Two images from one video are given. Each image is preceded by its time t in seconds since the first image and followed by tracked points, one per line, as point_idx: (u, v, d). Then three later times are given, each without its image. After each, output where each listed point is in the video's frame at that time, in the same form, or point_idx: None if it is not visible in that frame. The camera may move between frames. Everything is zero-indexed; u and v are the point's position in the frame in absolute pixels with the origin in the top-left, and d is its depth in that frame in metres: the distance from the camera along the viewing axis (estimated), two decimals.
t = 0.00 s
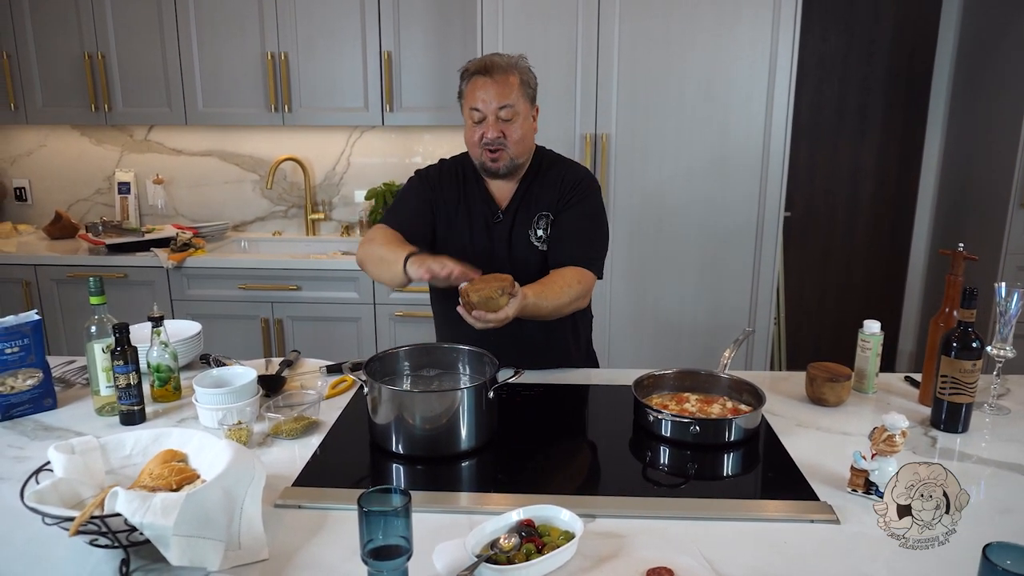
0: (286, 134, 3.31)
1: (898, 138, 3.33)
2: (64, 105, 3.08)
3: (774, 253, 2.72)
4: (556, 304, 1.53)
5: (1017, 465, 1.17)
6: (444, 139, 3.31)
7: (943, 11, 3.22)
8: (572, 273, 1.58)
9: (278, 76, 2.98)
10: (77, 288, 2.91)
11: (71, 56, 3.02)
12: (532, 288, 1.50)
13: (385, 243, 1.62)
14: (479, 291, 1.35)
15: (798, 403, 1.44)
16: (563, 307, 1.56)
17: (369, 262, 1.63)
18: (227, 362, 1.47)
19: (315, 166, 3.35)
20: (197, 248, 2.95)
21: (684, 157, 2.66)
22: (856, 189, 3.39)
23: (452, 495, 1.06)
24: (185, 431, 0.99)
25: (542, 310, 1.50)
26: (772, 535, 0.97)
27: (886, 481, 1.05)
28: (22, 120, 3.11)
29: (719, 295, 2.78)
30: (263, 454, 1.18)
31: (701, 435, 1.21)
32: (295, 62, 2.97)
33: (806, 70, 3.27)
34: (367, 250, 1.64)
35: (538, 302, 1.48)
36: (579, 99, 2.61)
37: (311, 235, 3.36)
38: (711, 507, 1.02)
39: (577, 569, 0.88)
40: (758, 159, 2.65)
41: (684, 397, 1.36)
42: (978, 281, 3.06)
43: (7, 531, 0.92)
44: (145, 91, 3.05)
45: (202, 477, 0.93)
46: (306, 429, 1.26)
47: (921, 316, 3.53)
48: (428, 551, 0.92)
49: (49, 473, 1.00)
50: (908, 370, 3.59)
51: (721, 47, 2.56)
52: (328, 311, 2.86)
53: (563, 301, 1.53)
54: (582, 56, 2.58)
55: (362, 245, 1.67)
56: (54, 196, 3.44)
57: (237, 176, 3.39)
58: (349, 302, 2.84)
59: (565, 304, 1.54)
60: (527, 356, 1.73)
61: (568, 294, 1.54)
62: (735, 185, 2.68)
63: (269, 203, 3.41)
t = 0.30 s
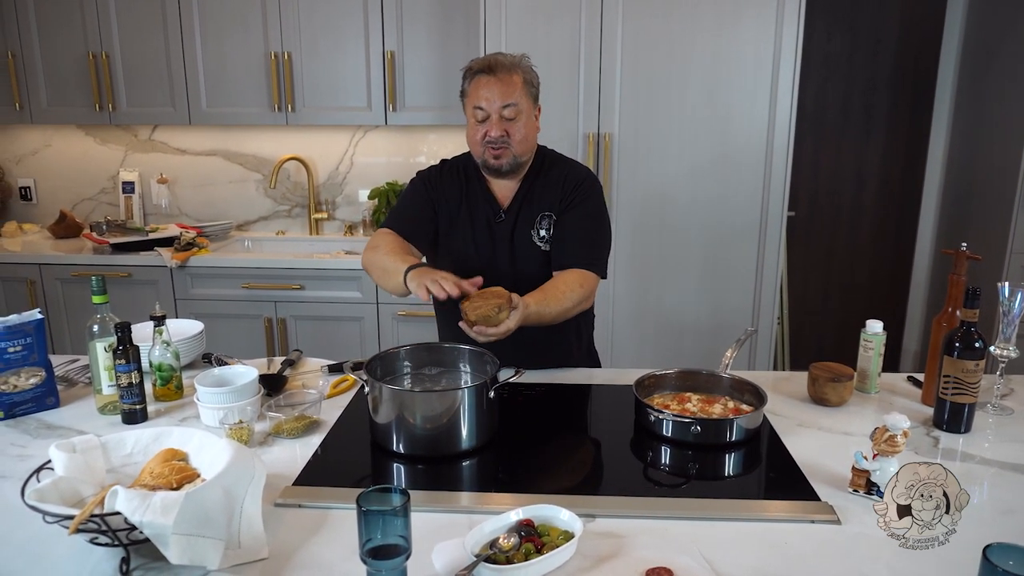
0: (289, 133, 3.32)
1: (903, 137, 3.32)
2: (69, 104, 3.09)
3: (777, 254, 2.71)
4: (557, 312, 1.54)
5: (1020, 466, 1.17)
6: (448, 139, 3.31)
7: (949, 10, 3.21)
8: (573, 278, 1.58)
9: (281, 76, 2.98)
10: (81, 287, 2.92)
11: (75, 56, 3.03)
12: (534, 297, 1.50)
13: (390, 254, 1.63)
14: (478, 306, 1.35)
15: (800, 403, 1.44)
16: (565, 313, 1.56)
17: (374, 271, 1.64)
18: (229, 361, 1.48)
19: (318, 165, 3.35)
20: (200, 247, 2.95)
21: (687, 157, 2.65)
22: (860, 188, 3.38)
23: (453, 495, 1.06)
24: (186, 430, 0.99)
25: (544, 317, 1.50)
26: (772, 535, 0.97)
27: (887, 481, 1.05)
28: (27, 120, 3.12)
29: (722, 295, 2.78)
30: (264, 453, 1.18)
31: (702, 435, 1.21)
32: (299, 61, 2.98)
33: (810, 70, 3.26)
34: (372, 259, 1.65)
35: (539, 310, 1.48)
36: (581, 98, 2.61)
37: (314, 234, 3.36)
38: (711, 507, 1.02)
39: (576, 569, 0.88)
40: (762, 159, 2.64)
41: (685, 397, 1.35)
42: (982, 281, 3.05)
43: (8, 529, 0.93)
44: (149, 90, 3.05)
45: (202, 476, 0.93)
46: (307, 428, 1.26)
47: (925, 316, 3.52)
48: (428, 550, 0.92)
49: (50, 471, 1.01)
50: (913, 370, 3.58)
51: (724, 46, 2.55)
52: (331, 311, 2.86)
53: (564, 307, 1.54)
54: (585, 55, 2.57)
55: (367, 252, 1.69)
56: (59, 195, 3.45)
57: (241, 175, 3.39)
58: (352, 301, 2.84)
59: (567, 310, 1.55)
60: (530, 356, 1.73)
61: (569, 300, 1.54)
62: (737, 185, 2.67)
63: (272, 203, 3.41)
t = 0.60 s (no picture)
0: (292, 133, 3.32)
1: (906, 136, 3.31)
2: (72, 104, 3.10)
3: (779, 253, 2.70)
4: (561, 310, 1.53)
5: (1021, 466, 1.16)
6: (452, 139, 3.30)
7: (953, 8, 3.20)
8: (577, 278, 1.58)
9: (284, 76, 2.99)
10: (84, 287, 2.93)
11: (79, 56, 3.04)
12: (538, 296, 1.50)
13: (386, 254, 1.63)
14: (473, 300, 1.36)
15: (801, 403, 1.43)
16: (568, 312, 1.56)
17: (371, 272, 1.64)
18: (229, 360, 1.48)
19: (321, 165, 3.36)
20: (203, 247, 2.95)
21: (689, 156, 2.65)
22: (863, 188, 3.37)
23: (452, 494, 1.06)
24: (186, 430, 0.99)
25: (548, 316, 1.50)
26: (772, 535, 0.97)
27: (887, 481, 1.05)
28: (31, 121, 3.14)
29: (724, 294, 2.77)
30: (264, 452, 1.18)
31: (703, 434, 1.21)
32: (301, 62, 2.98)
33: (814, 69, 3.26)
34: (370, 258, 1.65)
35: (545, 308, 1.48)
36: (583, 98, 2.61)
37: (316, 234, 3.37)
38: (710, 508, 1.02)
39: (574, 569, 0.87)
40: (764, 158, 2.64)
41: (686, 396, 1.35)
42: (986, 281, 3.04)
43: (7, 528, 0.93)
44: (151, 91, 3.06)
45: (202, 475, 0.93)
46: (307, 428, 1.26)
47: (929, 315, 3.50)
48: (425, 550, 0.92)
49: (50, 470, 1.01)
50: (916, 370, 3.56)
51: (726, 45, 2.55)
52: (332, 310, 2.86)
53: (568, 306, 1.54)
54: (587, 54, 2.57)
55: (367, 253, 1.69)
56: (62, 195, 3.46)
57: (243, 175, 3.40)
58: (354, 301, 2.84)
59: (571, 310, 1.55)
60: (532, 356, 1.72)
61: (574, 299, 1.54)
62: (739, 184, 2.67)
63: (275, 202, 3.42)
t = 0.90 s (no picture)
0: (294, 133, 3.33)
1: (909, 136, 3.30)
2: (75, 103, 3.11)
3: (781, 252, 2.70)
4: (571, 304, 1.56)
5: (1022, 466, 1.16)
6: (454, 138, 3.30)
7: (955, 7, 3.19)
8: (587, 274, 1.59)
9: (285, 76, 2.99)
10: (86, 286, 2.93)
11: (81, 55, 3.05)
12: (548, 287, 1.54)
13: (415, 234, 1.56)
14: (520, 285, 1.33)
15: (800, 402, 1.43)
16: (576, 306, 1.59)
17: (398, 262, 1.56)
18: (229, 359, 1.48)
19: (323, 164, 3.36)
20: (205, 246, 2.96)
21: (691, 155, 2.64)
22: (865, 187, 3.37)
23: (451, 493, 1.06)
24: (184, 428, 1.00)
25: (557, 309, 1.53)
26: (770, 536, 0.96)
27: (886, 481, 1.04)
28: (34, 120, 3.14)
29: (726, 293, 2.77)
30: (263, 451, 1.18)
31: (701, 434, 1.21)
32: (303, 61, 2.98)
33: (816, 68, 3.25)
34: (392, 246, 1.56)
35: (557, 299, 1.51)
36: (585, 97, 2.60)
37: (318, 233, 3.37)
38: (709, 508, 1.02)
39: (571, 569, 0.87)
40: (765, 157, 2.63)
41: (685, 396, 1.35)
42: (988, 280, 3.02)
43: (5, 527, 0.93)
44: (154, 90, 3.06)
45: (199, 474, 0.93)
46: (306, 427, 1.26)
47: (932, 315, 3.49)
48: (422, 550, 0.92)
49: (48, 468, 1.01)
50: (919, 370, 3.56)
51: (727, 43, 2.54)
52: (334, 309, 2.86)
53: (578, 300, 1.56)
54: (588, 53, 2.57)
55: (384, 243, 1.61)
56: (65, 194, 3.47)
57: (245, 174, 3.40)
58: (356, 300, 2.84)
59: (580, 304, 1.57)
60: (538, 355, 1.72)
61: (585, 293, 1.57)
62: (741, 183, 2.66)
63: (276, 202, 3.42)
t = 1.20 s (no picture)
0: (294, 133, 3.33)
1: (910, 135, 3.29)
2: (76, 103, 3.11)
3: (781, 250, 2.70)
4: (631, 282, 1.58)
5: (1020, 465, 1.16)
6: (455, 138, 3.29)
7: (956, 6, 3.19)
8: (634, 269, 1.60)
9: (285, 76, 3.00)
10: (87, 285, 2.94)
11: (82, 55, 3.05)
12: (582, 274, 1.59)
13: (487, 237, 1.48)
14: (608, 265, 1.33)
15: (799, 402, 1.43)
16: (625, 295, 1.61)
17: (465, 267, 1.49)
18: (228, 358, 1.48)
19: (323, 163, 3.36)
20: (205, 245, 2.96)
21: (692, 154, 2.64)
22: (865, 187, 3.36)
23: (448, 492, 1.06)
24: (180, 427, 1.00)
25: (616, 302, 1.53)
26: (766, 535, 0.96)
27: (884, 480, 1.04)
28: (35, 120, 3.15)
29: (727, 292, 2.76)
30: (259, 450, 1.19)
31: (698, 433, 1.21)
32: (302, 60, 2.98)
33: (816, 67, 3.25)
34: (463, 251, 1.48)
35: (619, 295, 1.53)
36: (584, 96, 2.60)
37: (318, 233, 3.37)
38: (705, 507, 1.02)
39: (566, 568, 0.87)
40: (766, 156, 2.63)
41: (682, 395, 1.35)
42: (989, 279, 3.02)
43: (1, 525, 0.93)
44: (154, 90, 3.07)
45: (195, 472, 0.93)
46: (303, 425, 1.26)
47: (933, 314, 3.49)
48: (417, 548, 0.92)
49: (44, 467, 1.01)
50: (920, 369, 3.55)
51: (727, 41, 2.54)
52: (333, 309, 2.86)
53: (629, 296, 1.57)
54: (587, 52, 2.57)
55: (446, 250, 1.52)
56: (66, 194, 3.48)
57: (246, 174, 3.41)
58: (355, 299, 2.85)
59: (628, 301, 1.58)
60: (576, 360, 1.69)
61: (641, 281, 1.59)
62: (742, 182, 2.66)
63: (277, 201, 3.42)
